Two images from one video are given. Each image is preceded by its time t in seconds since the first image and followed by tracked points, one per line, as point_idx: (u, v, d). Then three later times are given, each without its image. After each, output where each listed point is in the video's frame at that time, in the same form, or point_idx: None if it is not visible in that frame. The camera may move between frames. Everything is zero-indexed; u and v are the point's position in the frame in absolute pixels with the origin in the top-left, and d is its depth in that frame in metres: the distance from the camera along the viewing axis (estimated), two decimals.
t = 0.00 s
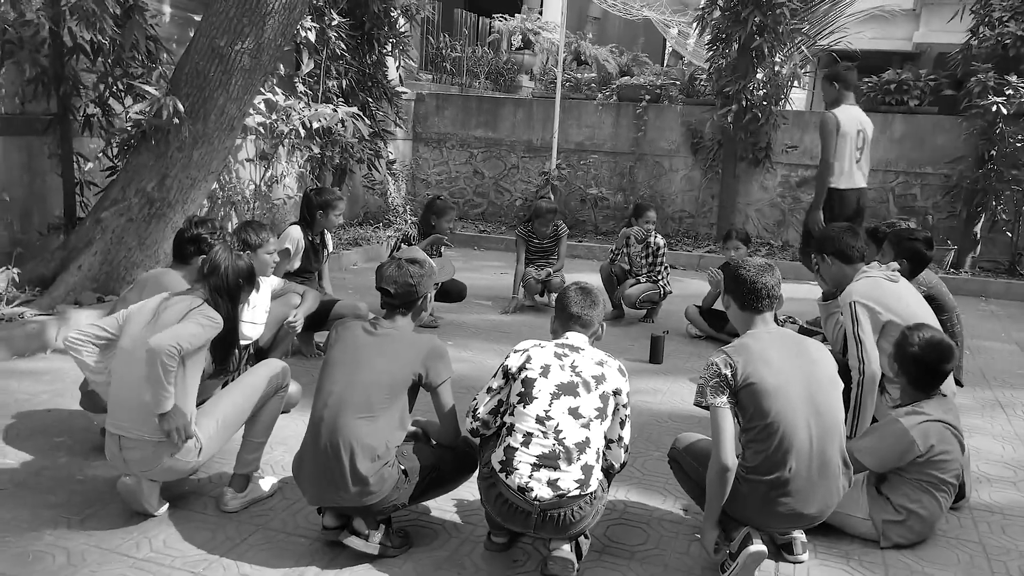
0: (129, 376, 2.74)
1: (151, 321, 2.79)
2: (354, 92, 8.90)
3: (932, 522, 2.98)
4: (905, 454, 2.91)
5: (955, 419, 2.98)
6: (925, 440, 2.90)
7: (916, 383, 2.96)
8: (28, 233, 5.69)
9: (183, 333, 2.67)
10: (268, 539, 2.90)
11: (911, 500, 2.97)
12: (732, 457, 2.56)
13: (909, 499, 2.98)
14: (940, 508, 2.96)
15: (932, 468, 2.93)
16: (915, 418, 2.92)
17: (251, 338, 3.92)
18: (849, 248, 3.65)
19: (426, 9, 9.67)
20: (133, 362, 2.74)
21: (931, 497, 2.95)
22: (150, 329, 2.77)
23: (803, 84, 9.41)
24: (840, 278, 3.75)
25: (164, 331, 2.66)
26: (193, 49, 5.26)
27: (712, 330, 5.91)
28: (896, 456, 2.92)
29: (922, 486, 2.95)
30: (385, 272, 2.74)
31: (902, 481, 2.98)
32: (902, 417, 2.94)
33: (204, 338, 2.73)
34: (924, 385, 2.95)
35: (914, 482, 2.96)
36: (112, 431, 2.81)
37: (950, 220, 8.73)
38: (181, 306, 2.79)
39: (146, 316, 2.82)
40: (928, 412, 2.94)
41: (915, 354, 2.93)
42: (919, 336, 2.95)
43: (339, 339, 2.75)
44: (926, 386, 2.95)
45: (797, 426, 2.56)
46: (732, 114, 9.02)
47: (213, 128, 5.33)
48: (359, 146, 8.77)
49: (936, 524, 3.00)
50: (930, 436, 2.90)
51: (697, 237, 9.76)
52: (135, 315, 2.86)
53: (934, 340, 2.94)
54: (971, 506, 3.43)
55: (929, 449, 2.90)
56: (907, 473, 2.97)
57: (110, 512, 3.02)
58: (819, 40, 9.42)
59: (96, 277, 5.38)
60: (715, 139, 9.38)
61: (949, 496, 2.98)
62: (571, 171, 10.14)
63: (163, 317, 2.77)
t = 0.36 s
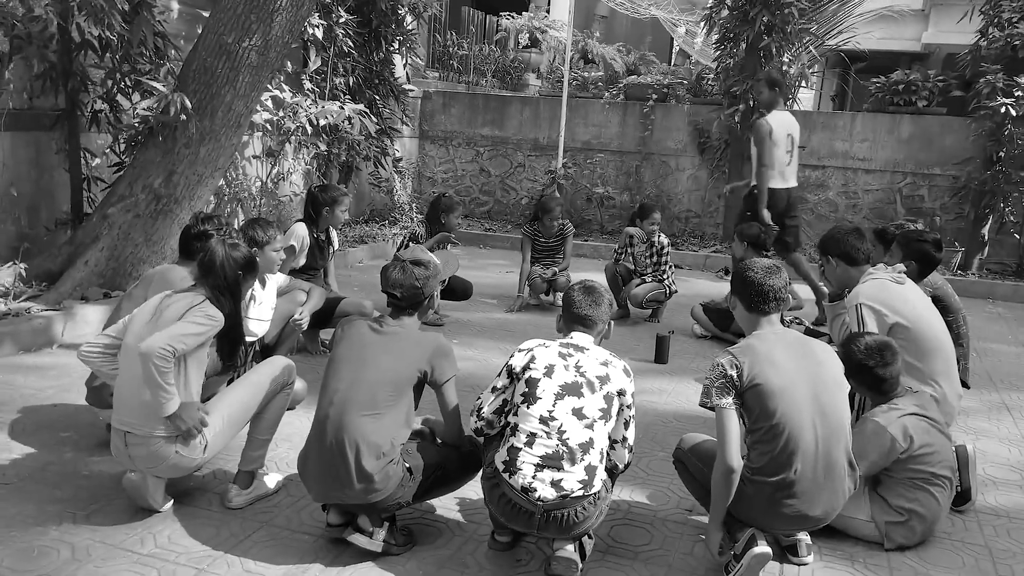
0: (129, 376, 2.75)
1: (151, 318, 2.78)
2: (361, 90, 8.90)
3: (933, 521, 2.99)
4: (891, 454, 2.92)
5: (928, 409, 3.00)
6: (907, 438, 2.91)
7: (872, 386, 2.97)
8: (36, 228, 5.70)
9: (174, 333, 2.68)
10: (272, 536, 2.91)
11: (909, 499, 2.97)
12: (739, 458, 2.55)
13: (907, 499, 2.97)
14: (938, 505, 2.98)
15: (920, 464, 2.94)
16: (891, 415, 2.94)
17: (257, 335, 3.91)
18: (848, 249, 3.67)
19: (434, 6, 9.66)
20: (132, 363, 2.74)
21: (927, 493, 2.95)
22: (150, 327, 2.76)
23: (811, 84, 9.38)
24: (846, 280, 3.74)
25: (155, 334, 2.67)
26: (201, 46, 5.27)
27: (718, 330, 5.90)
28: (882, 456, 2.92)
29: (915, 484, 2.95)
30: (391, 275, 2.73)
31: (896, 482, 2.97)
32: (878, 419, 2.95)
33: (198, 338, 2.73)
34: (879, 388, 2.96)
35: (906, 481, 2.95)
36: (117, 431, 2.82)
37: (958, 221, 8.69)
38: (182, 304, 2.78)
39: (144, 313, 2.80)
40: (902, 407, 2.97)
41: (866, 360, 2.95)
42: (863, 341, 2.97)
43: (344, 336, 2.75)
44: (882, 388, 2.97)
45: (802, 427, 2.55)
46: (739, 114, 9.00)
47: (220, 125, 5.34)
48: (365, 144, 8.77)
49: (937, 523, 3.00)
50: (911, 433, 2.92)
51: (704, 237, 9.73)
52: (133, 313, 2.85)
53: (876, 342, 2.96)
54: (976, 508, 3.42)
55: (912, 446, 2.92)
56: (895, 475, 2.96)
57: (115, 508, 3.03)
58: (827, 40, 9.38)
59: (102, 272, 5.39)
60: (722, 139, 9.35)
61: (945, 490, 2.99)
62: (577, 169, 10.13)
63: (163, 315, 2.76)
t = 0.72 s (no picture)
0: (134, 372, 2.72)
1: (152, 315, 2.77)
2: (365, 88, 8.89)
3: (928, 519, 2.97)
4: (875, 451, 2.93)
5: (906, 405, 3.06)
6: (889, 432, 2.93)
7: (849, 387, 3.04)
8: (39, 224, 5.71)
9: (195, 329, 2.73)
10: (271, 534, 2.91)
11: (902, 499, 2.96)
12: (737, 463, 2.56)
13: (900, 499, 2.96)
14: (930, 500, 2.96)
15: (906, 459, 2.95)
16: (872, 411, 2.97)
17: (259, 333, 3.93)
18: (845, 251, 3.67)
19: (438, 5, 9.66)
20: (141, 357, 2.71)
21: (919, 490, 2.94)
22: (151, 322, 2.74)
23: (816, 86, 9.36)
24: (848, 282, 3.74)
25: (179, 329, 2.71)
26: (204, 43, 5.27)
27: (720, 330, 5.89)
28: (871, 456, 2.93)
29: (904, 481, 2.94)
30: (396, 274, 2.71)
31: (885, 482, 2.97)
32: (858, 415, 2.98)
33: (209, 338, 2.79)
34: (855, 388, 3.03)
35: (894, 480, 2.95)
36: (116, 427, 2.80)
37: (961, 224, 8.67)
38: (181, 301, 2.77)
39: (144, 309, 2.79)
40: (882, 403, 3.02)
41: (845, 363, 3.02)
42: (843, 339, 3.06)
43: (345, 335, 2.75)
44: (859, 388, 3.03)
45: (802, 429, 2.54)
46: (742, 115, 8.98)
47: (223, 122, 5.34)
48: (369, 143, 8.73)
49: (933, 522, 2.98)
50: (893, 428, 2.94)
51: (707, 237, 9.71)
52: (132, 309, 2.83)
53: (851, 344, 3.04)
54: (976, 512, 3.41)
55: (894, 440, 2.94)
56: (885, 473, 2.97)
57: (115, 505, 3.03)
58: (832, 41, 9.35)
59: (105, 269, 5.40)
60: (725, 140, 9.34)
61: (938, 487, 2.99)
62: (581, 169, 10.12)
63: (163, 313, 2.75)
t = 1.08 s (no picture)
0: (147, 372, 2.72)
1: (151, 316, 2.76)
2: (366, 87, 8.89)
3: (928, 522, 2.97)
4: (878, 452, 2.92)
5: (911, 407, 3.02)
6: (892, 434, 2.93)
7: (855, 387, 3.00)
8: (40, 223, 5.71)
9: (206, 355, 2.72)
10: (271, 533, 2.91)
11: (903, 501, 2.97)
12: (735, 465, 2.58)
13: (900, 502, 2.97)
14: (931, 504, 2.96)
15: (908, 461, 2.95)
16: (875, 411, 2.96)
17: (259, 332, 3.94)
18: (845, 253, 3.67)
19: (440, 5, 9.66)
20: (154, 358, 2.72)
21: (919, 493, 2.94)
22: (151, 321, 2.74)
23: (817, 87, 9.36)
24: (848, 283, 3.74)
25: (189, 359, 2.69)
26: (206, 42, 5.27)
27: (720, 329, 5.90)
28: (873, 457, 2.92)
29: (905, 484, 2.95)
30: (404, 275, 2.71)
31: (886, 484, 2.98)
32: (860, 416, 2.97)
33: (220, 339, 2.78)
34: (861, 388, 2.98)
35: (896, 482, 2.95)
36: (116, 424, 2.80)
37: (962, 225, 8.68)
38: (183, 301, 2.77)
39: (145, 307, 2.79)
40: (886, 404, 2.99)
41: (852, 363, 2.98)
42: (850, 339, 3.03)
43: (347, 335, 2.75)
44: (865, 388, 2.98)
45: (801, 430, 2.55)
46: (743, 116, 8.98)
47: (224, 121, 5.35)
48: (370, 142, 8.76)
49: (933, 524, 2.99)
50: (897, 429, 2.94)
51: (707, 238, 9.71)
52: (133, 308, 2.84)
53: (858, 344, 3.00)
54: (976, 514, 3.41)
55: (897, 442, 2.93)
56: (885, 475, 2.97)
57: (114, 503, 3.03)
58: (833, 42, 9.35)
59: (105, 268, 5.41)
60: (726, 141, 9.33)
61: (939, 489, 2.98)
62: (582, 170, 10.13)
63: (164, 312, 2.75)
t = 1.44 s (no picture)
0: (152, 372, 2.74)
1: (153, 317, 2.76)
2: (367, 88, 8.90)
3: (928, 522, 2.98)
4: (879, 453, 2.92)
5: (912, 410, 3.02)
6: (893, 436, 2.93)
7: (858, 388, 2.98)
8: (42, 222, 5.72)
9: (215, 367, 2.79)
10: (272, 532, 2.93)
11: (903, 503, 2.98)
12: (734, 467, 2.60)
13: (900, 503, 2.98)
14: (931, 505, 2.97)
15: (909, 463, 2.95)
16: (877, 414, 2.95)
17: (260, 332, 3.92)
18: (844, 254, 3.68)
19: (441, 5, 9.66)
20: (161, 360, 2.74)
21: (920, 494, 2.95)
22: (155, 322, 2.75)
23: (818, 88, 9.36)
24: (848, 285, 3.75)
25: (204, 373, 2.77)
26: (208, 43, 5.29)
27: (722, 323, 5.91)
28: (874, 459, 2.92)
29: (905, 486, 2.95)
30: (410, 275, 2.72)
31: (886, 486, 2.98)
32: (861, 418, 2.97)
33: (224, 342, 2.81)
34: (863, 389, 2.97)
35: (897, 484, 2.96)
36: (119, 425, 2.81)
37: (962, 227, 8.68)
38: (187, 302, 2.78)
39: (146, 308, 2.80)
40: (887, 406, 2.98)
41: (857, 364, 2.97)
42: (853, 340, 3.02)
43: (351, 337, 2.75)
44: (867, 390, 2.97)
45: (801, 432, 2.55)
46: (744, 116, 8.97)
47: (226, 121, 5.36)
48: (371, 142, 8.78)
49: (932, 525, 3.00)
50: (898, 431, 2.94)
51: (707, 238, 9.72)
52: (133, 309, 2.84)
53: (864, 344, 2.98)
54: (975, 514, 3.42)
55: (898, 445, 2.93)
56: (886, 477, 2.98)
57: (117, 502, 3.05)
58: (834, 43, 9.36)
59: (107, 267, 5.42)
60: (727, 141, 9.33)
61: (939, 491, 2.99)
62: (582, 170, 10.14)
63: (167, 312, 2.75)
